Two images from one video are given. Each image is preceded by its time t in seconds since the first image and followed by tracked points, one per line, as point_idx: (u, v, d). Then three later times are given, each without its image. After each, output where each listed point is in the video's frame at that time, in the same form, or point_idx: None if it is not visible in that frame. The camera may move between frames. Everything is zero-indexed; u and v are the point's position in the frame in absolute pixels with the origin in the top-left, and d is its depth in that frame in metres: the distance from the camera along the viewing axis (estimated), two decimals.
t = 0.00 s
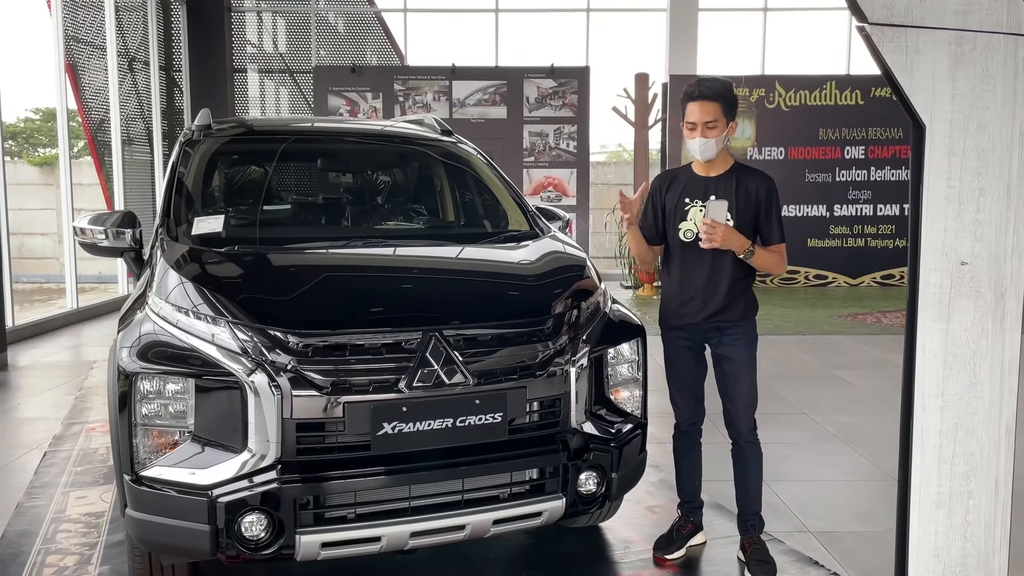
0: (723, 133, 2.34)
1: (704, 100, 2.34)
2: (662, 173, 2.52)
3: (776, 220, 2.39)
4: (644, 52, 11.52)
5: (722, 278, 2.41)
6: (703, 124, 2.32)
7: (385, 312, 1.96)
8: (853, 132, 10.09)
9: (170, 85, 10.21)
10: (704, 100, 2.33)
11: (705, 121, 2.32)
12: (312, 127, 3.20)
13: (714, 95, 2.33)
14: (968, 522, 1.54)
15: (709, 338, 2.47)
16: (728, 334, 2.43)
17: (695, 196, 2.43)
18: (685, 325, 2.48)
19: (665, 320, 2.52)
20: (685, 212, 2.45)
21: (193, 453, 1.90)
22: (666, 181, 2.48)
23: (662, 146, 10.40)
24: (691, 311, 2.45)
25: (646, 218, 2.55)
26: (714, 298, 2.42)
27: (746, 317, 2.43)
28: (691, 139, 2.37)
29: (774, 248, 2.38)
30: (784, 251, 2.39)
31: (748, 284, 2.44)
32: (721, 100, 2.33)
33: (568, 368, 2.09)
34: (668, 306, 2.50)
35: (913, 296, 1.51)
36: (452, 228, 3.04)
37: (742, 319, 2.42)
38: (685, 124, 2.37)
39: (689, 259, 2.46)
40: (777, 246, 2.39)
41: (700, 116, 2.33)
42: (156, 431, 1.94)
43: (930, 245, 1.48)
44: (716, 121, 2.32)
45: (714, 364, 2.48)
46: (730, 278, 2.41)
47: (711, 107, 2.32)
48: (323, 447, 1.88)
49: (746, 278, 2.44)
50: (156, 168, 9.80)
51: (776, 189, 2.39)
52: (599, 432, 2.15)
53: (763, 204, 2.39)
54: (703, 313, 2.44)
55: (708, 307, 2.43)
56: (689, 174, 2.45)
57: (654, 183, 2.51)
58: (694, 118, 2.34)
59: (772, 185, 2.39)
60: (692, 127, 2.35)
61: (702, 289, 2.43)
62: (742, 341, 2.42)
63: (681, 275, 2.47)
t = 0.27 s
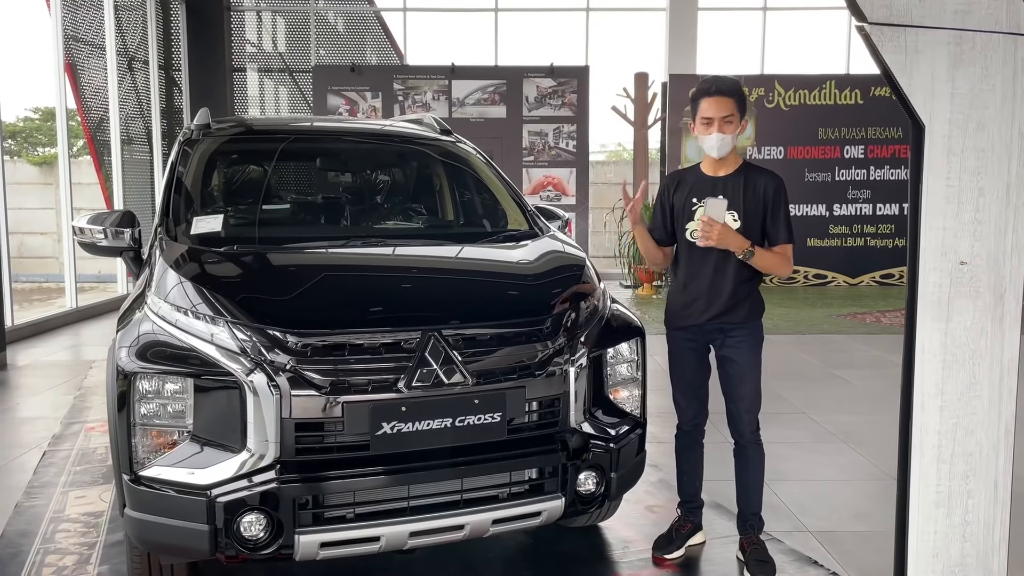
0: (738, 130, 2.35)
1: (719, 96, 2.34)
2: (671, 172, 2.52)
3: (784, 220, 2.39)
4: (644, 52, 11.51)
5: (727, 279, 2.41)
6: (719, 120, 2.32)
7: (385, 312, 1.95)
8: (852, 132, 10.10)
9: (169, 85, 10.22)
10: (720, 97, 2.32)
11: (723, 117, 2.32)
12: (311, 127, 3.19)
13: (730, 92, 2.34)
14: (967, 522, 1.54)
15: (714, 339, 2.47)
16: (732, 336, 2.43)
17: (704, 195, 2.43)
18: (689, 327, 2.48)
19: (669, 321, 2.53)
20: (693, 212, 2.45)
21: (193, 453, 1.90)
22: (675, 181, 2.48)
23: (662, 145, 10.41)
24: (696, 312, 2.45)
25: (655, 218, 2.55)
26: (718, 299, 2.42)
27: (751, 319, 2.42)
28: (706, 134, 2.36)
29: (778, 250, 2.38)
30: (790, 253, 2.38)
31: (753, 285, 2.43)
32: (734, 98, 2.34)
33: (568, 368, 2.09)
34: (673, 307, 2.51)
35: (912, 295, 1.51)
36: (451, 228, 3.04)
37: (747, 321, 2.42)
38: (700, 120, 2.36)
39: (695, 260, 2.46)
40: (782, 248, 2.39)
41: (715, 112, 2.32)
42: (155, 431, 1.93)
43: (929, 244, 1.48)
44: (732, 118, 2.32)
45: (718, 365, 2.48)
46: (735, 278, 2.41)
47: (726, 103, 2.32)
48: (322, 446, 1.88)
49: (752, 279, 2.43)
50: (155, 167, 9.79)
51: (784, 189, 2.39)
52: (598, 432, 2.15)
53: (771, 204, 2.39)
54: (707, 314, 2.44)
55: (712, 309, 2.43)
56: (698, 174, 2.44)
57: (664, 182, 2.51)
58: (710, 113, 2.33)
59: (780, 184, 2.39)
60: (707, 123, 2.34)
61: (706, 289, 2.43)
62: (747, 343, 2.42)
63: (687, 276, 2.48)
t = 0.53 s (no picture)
0: (747, 125, 2.37)
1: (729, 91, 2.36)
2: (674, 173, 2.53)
3: (788, 220, 2.38)
4: (643, 51, 11.51)
5: (730, 280, 2.41)
6: (730, 113, 2.33)
7: (384, 312, 1.96)
8: (852, 132, 10.11)
9: (168, 84, 10.22)
10: (730, 92, 2.34)
11: (735, 110, 2.33)
12: (311, 126, 3.20)
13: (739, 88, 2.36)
14: (966, 522, 1.54)
15: (717, 340, 2.47)
16: (735, 337, 2.43)
17: (707, 195, 2.43)
18: (692, 328, 2.48)
19: (672, 322, 2.53)
20: (696, 211, 2.45)
21: (192, 452, 1.90)
22: (678, 182, 2.48)
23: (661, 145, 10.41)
24: (698, 313, 2.46)
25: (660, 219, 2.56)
26: (722, 299, 2.42)
27: (755, 320, 2.42)
28: (717, 127, 2.35)
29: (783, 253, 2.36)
30: (794, 256, 2.37)
31: (756, 286, 2.42)
32: (742, 95, 2.36)
33: (568, 368, 2.09)
34: (676, 307, 2.51)
35: (911, 295, 1.51)
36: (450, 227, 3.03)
37: (751, 322, 2.42)
38: (710, 113, 2.36)
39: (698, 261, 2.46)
40: (787, 251, 2.37)
41: (725, 106, 2.34)
42: (154, 430, 1.93)
43: (928, 244, 1.48)
44: (742, 112, 2.34)
45: (721, 366, 2.48)
46: (740, 280, 2.40)
47: (737, 97, 2.34)
48: (321, 446, 1.88)
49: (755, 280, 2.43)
50: (154, 167, 9.78)
51: (788, 189, 2.38)
52: (597, 432, 2.15)
53: (774, 204, 2.38)
54: (709, 316, 2.44)
55: (716, 310, 2.43)
56: (702, 173, 2.45)
57: (667, 182, 2.52)
58: (721, 107, 2.34)
59: (783, 184, 2.38)
60: (716, 117, 2.35)
61: (709, 291, 2.43)
62: (750, 344, 2.42)
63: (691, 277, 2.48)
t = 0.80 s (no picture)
0: (745, 128, 2.36)
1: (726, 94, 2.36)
2: (673, 173, 2.52)
3: (789, 220, 2.39)
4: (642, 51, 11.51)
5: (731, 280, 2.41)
6: (728, 117, 2.33)
7: (384, 311, 1.96)
8: (850, 132, 10.11)
9: (166, 84, 10.21)
10: (729, 94, 2.34)
11: (732, 115, 2.33)
12: (310, 126, 3.19)
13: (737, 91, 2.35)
14: (966, 522, 1.54)
15: (717, 341, 2.47)
16: (735, 337, 2.43)
17: (707, 196, 2.42)
18: (693, 328, 2.48)
19: (673, 322, 2.53)
20: (697, 212, 2.45)
21: (191, 452, 1.90)
22: (677, 182, 2.48)
23: (660, 145, 10.42)
24: (699, 313, 2.46)
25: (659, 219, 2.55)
26: (723, 299, 2.42)
27: (756, 320, 2.42)
28: (714, 132, 2.35)
29: (785, 252, 2.40)
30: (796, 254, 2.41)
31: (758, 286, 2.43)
32: (741, 96, 2.35)
33: (567, 367, 2.09)
34: (676, 308, 2.51)
35: (910, 295, 1.51)
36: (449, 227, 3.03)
37: (752, 322, 2.42)
38: (708, 117, 2.36)
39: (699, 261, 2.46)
40: (789, 250, 2.41)
41: (723, 109, 2.33)
42: (154, 430, 1.93)
43: (927, 244, 1.48)
44: (740, 115, 2.34)
45: (722, 366, 2.49)
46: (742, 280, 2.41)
47: (735, 100, 2.33)
48: (320, 446, 1.88)
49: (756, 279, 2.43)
50: (153, 167, 9.78)
51: (788, 189, 2.39)
52: (597, 432, 2.15)
53: (774, 205, 2.39)
54: (710, 316, 2.44)
55: (717, 310, 2.43)
56: (702, 174, 2.44)
57: (666, 183, 2.51)
58: (719, 111, 2.34)
59: (784, 185, 2.39)
60: (715, 121, 2.35)
61: (710, 291, 2.43)
62: (750, 344, 2.42)
63: (692, 277, 2.47)
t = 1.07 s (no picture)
0: (745, 128, 2.36)
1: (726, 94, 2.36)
2: (672, 172, 2.51)
3: (788, 220, 2.40)
4: (641, 51, 11.51)
5: (730, 280, 2.41)
6: (728, 117, 2.33)
7: (383, 311, 1.95)
8: (849, 132, 10.12)
9: (165, 84, 10.20)
10: (729, 94, 2.34)
11: (731, 115, 2.33)
12: (309, 126, 3.19)
13: (736, 91, 2.35)
14: (964, 521, 1.54)
15: (716, 341, 2.47)
16: (735, 337, 2.44)
17: (707, 196, 2.42)
18: (693, 328, 2.48)
19: (672, 322, 2.53)
20: (696, 212, 2.44)
21: (190, 452, 1.90)
22: (676, 181, 2.47)
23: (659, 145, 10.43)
24: (698, 314, 2.46)
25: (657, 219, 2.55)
26: (723, 299, 2.42)
27: (755, 320, 2.42)
28: (713, 131, 2.36)
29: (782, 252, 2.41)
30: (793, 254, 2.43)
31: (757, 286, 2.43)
32: (741, 95, 2.36)
33: (566, 367, 2.09)
34: (676, 308, 2.51)
35: (910, 295, 1.50)
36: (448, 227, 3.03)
37: (751, 322, 2.42)
38: (708, 116, 2.36)
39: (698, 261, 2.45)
40: (786, 250, 2.42)
41: (723, 108, 2.33)
42: (152, 430, 1.93)
43: (926, 244, 1.48)
44: (740, 115, 2.34)
45: (721, 366, 2.49)
46: (741, 280, 2.41)
47: (735, 100, 2.33)
48: (319, 446, 1.88)
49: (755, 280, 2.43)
50: (152, 167, 9.77)
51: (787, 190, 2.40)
52: (596, 432, 2.15)
53: (773, 205, 2.40)
54: (710, 316, 2.44)
55: (716, 310, 2.43)
56: (701, 174, 2.44)
57: (665, 182, 2.50)
58: (719, 111, 2.34)
59: (783, 185, 2.39)
60: (714, 120, 2.35)
61: (710, 291, 2.44)
62: (750, 344, 2.42)
63: (691, 276, 2.47)
